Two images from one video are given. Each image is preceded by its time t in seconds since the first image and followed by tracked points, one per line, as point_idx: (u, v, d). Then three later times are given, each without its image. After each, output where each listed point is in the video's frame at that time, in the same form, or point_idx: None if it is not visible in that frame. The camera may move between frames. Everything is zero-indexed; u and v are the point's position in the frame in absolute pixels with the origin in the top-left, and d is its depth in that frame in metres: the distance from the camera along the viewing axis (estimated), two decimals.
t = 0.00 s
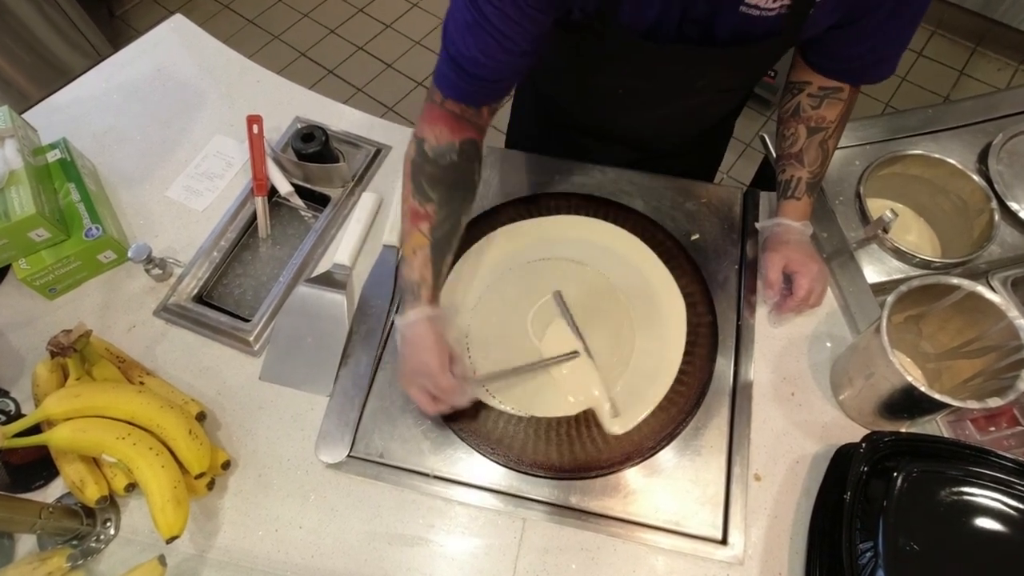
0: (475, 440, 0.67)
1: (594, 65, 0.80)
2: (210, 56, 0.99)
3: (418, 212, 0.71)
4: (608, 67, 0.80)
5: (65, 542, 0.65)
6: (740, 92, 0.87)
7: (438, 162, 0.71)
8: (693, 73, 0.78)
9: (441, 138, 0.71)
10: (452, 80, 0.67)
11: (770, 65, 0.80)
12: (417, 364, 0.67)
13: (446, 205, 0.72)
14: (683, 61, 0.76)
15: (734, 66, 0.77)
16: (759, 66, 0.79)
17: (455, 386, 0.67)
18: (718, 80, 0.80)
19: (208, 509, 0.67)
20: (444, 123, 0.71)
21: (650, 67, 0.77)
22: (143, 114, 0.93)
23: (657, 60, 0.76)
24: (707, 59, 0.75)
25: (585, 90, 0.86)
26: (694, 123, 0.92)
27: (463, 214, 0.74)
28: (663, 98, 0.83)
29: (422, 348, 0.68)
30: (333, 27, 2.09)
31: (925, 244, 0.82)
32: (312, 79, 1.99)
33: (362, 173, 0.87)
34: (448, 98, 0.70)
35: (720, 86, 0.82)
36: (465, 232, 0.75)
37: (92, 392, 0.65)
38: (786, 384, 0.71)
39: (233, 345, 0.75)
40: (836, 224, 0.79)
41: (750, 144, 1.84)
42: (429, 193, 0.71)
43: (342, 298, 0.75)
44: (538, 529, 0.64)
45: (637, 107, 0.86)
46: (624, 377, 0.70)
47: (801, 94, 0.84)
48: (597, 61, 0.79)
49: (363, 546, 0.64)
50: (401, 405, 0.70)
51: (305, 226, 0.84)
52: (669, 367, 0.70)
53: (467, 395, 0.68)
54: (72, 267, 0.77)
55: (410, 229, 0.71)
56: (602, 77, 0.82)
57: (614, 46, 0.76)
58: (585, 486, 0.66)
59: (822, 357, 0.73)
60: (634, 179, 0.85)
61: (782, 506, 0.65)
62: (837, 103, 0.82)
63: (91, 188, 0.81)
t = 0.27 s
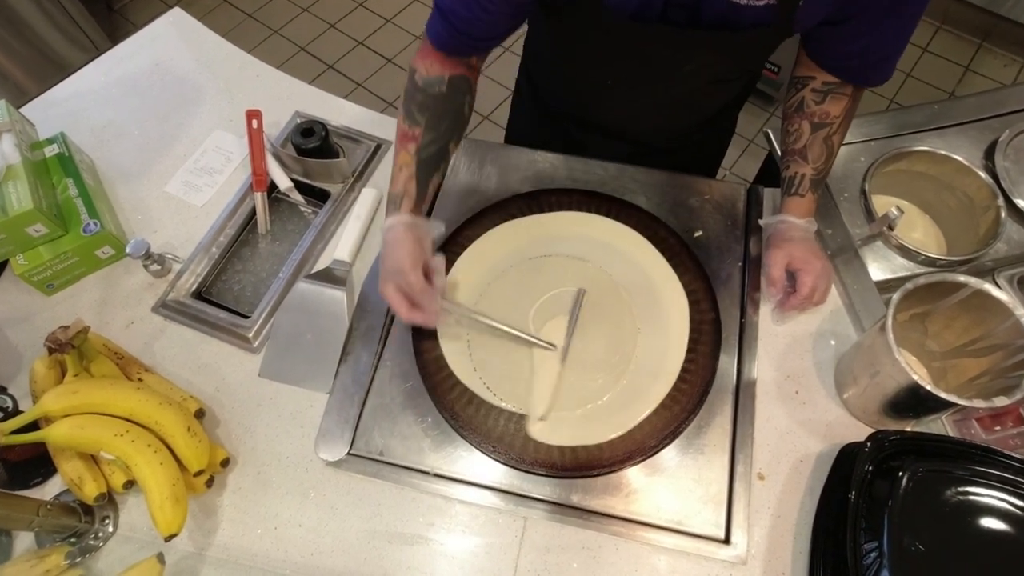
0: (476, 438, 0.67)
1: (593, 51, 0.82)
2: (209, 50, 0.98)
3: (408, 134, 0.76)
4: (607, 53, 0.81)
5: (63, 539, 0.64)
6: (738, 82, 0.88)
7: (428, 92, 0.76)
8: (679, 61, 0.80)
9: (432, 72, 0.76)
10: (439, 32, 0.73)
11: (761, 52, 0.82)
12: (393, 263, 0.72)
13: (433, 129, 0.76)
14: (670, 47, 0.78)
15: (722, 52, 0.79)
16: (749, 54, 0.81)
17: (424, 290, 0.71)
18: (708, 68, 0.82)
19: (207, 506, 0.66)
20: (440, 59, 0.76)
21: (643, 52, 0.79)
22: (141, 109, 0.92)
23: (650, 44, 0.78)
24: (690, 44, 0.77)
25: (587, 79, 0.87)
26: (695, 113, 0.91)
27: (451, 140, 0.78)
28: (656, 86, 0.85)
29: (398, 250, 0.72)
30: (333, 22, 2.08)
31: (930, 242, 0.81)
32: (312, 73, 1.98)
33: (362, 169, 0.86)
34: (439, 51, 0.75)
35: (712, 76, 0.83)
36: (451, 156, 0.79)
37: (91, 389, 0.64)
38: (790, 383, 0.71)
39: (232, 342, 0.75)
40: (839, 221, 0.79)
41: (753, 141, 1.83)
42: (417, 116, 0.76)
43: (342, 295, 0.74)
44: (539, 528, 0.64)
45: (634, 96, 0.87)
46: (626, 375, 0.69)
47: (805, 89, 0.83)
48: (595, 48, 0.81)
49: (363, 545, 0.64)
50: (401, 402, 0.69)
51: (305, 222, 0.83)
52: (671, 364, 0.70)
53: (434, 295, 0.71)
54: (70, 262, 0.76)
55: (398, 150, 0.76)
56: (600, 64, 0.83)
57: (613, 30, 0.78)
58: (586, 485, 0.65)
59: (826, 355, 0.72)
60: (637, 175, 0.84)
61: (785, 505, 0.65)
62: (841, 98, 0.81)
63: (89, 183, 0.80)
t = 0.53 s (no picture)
0: (475, 437, 0.66)
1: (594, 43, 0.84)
2: (207, 46, 0.98)
3: (424, 70, 0.80)
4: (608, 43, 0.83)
5: (60, 537, 0.64)
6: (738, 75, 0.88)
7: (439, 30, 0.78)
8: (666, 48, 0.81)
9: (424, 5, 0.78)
10: None
11: (755, 44, 0.82)
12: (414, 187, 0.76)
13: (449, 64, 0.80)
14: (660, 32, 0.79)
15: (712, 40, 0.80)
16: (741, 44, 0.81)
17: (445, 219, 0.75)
18: (699, 57, 0.82)
19: (205, 505, 0.66)
20: None
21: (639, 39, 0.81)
22: (139, 104, 0.92)
23: (646, 32, 0.80)
24: (676, 28, 0.78)
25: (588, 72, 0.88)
26: (695, 106, 0.91)
27: (465, 75, 0.82)
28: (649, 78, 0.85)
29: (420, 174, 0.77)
30: (331, 17, 2.07)
31: (934, 239, 0.81)
32: (311, 69, 1.97)
33: (361, 165, 0.86)
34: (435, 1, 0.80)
35: (703, 67, 0.83)
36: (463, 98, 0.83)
37: (88, 386, 0.64)
38: (792, 382, 0.70)
39: (229, 339, 0.74)
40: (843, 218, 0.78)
41: (755, 138, 1.82)
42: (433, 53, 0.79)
43: (341, 292, 0.73)
44: (539, 528, 0.64)
45: (633, 88, 0.87)
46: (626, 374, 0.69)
47: (806, 86, 0.82)
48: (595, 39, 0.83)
49: (362, 544, 0.63)
50: (400, 400, 0.69)
51: (303, 218, 0.82)
52: (672, 362, 0.69)
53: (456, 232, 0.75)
54: (67, 259, 0.75)
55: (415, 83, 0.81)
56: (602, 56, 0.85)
57: (615, 20, 0.80)
58: (586, 484, 0.64)
59: (828, 353, 0.72)
60: (638, 172, 0.84)
61: (787, 505, 0.64)
62: (843, 94, 0.80)
63: (85, 179, 0.79)
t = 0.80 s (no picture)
0: (475, 437, 0.66)
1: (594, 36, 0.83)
2: (206, 44, 0.97)
3: (454, 23, 0.88)
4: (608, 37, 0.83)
5: (59, 537, 0.64)
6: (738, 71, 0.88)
7: None
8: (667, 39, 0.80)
9: None
10: None
11: (753, 36, 0.82)
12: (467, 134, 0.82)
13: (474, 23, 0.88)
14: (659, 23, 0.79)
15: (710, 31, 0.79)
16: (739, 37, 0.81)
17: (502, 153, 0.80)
18: (697, 50, 0.82)
19: (204, 505, 0.66)
20: None
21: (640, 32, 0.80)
22: (138, 103, 0.91)
23: (645, 24, 0.79)
24: (673, 17, 0.78)
25: (589, 68, 0.87)
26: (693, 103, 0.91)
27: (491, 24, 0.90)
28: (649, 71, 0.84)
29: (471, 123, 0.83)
30: (331, 15, 2.06)
31: (936, 239, 0.81)
32: (311, 67, 1.97)
33: (361, 164, 0.85)
34: None
35: (702, 59, 0.83)
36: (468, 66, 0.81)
37: (86, 386, 0.63)
38: (794, 382, 0.70)
39: (229, 338, 0.74)
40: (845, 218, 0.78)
41: (757, 136, 1.82)
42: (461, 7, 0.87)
43: (341, 291, 0.73)
44: (540, 528, 0.63)
45: (632, 83, 0.87)
46: (627, 373, 0.69)
47: (807, 84, 0.82)
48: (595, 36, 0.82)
49: (362, 544, 0.63)
50: (400, 400, 0.69)
51: (303, 217, 0.82)
52: (673, 361, 0.69)
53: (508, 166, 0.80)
54: (66, 258, 0.75)
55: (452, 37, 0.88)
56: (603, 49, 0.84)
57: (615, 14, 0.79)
58: (587, 484, 0.64)
59: (830, 353, 0.72)
60: (639, 171, 0.83)
61: (789, 505, 0.64)
62: (843, 92, 0.79)
63: (85, 178, 0.79)
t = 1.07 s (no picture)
0: (475, 438, 0.66)
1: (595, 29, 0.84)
2: (204, 43, 0.97)
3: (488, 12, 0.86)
4: (609, 31, 0.83)
5: (57, 539, 0.63)
6: (737, 66, 0.88)
7: None
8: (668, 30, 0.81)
9: None
10: None
11: (755, 31, 0.82)
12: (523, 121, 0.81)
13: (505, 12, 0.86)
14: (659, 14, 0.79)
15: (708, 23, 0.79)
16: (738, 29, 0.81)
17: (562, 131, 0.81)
18: (697, 43, 0.82)
19: (203, 506, 0.65)
20: None
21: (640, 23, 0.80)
22: (136, 101, 0.91)
23: (645, 16, 0.80)
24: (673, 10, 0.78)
25: (590, 62, 0.88)
26: (693, 98, 0.90)
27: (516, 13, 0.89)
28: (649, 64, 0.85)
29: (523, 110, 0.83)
30: (330, 14, 2.06)
31: (938, 238, 0.81)
32: (310, 66, 1.96)
33: (361, 163, 0.85)
34: None
35: (701, 53, 0.83)
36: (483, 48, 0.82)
37: (85, 386, 0.63)
38: (795, 382, 0.70)
39: (227, 339, 0.74)
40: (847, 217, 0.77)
41: (759, 135, 1.82)
42: None
43: (341, 291, 0.73)
44: (540, 529, 0.63)
45: (634, 78, 0.87)
46: (628, 374, 0.68)
47: (809, 82, 0.81)
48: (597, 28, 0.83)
49: (361, 546, 0.63)
50: (399, 401, 0.68)
51: (302, 217, 0.82)
52: (674, 362, 0.69)
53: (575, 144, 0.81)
54: (64, 258, 0.75)
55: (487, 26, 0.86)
56: (606, 43, 0.85)
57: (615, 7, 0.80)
58: (587, 485, 0.64)
59: (832, 354, 0.71)
60: (639, 170, 0.83)
61: (791, 507, 0.64)
62: (844, 90, 0.79)
63: (83, 178, 0.79)
